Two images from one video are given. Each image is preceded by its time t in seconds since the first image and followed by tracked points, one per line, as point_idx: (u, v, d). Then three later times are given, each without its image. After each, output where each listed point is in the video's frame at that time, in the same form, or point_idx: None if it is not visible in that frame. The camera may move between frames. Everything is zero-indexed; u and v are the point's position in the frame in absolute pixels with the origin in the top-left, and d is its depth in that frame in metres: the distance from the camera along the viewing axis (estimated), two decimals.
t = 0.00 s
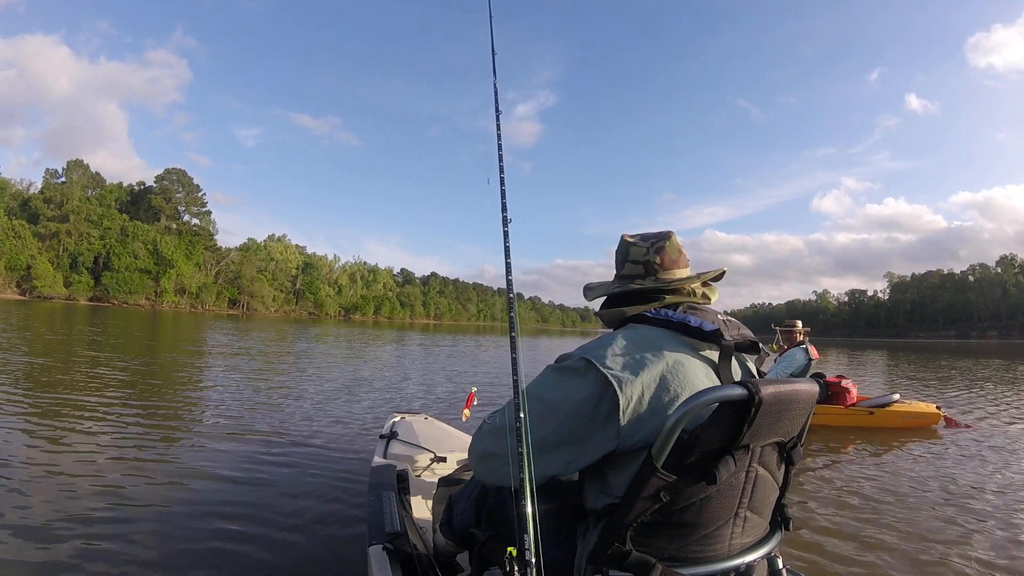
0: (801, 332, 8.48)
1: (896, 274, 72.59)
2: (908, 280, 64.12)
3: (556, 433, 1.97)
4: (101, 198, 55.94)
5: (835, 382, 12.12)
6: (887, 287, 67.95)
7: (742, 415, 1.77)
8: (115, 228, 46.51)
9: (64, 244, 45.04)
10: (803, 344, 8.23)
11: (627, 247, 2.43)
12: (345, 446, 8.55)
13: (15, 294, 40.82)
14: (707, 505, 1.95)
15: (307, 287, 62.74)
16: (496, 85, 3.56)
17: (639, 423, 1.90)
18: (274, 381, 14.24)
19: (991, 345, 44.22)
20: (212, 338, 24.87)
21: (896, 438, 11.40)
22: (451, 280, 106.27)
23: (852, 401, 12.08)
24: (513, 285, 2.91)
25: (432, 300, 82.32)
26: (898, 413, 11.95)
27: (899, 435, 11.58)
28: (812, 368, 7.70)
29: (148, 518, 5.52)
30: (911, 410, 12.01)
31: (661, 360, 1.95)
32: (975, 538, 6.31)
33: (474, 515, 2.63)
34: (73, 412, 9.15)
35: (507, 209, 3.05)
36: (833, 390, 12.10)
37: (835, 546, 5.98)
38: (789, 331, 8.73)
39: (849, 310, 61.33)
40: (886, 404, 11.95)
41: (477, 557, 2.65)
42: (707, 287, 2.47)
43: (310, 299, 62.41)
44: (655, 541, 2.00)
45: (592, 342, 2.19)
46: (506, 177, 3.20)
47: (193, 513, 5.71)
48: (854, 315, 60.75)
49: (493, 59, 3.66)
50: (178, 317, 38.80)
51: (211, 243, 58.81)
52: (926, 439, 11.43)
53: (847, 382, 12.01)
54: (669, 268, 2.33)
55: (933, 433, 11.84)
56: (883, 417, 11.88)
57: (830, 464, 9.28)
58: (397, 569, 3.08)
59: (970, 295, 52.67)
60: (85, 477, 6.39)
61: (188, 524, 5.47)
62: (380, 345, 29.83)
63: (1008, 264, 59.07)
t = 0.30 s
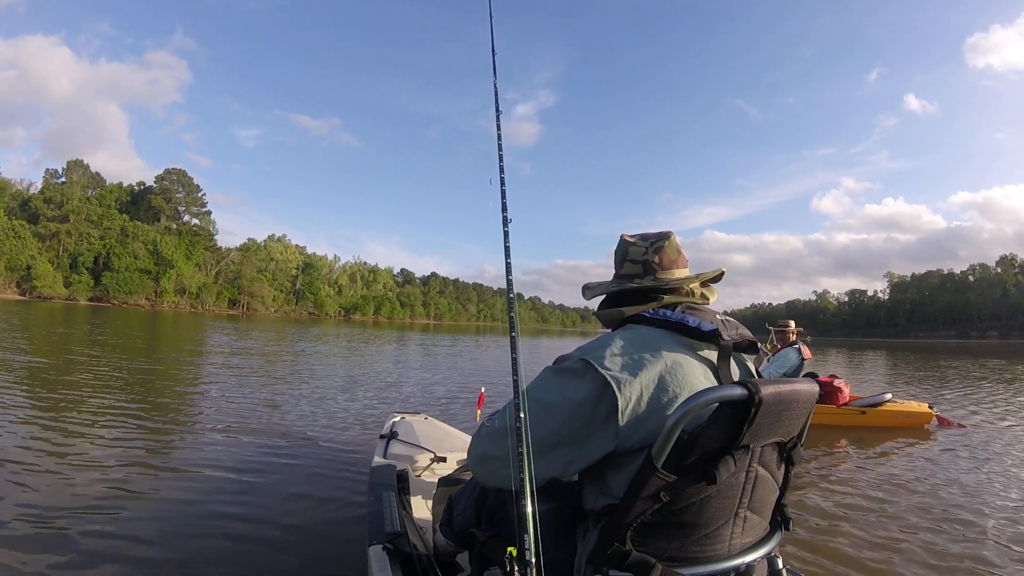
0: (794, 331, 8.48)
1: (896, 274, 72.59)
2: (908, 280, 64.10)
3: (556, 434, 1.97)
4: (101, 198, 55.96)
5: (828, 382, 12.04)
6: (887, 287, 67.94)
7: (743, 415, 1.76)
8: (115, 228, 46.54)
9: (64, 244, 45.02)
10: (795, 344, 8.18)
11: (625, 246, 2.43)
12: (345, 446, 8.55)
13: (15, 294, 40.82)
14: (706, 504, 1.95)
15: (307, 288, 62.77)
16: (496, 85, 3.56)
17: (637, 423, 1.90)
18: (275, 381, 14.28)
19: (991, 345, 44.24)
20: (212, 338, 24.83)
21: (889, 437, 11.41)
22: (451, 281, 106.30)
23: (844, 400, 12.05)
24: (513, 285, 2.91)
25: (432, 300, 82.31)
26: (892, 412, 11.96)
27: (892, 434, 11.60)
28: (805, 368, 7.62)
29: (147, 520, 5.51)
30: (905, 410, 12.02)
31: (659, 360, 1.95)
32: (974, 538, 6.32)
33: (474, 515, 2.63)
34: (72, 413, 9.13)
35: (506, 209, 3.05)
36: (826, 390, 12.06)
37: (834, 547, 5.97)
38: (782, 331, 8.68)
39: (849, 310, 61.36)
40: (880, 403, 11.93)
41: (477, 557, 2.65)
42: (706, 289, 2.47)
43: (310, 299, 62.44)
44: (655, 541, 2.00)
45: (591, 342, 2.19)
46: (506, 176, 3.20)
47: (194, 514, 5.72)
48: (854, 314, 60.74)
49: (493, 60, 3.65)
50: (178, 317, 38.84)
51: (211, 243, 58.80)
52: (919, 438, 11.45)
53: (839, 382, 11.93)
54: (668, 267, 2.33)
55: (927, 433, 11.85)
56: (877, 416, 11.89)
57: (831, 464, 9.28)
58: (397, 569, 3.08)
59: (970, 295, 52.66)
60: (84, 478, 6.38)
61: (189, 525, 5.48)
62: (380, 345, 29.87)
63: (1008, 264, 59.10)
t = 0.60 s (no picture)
0: (786, 333, 8.48)
1: (896, 276, 72.57)
2: (908, 281, 64.09)
3: (555, 437, 1.97)
4: (101, 197, 55.92)
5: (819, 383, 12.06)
6: (888, 288, 67.94)
7: (742, 416, 1.77)
8: (115, 227, 46.52)
9: (64, 242, 45.00)
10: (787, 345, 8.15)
11: (620, 247, 2.44)
12: (345, 446, 8.55)
13: (15, 292, 40.80)
14: (706, 504, 1.95)
15: (307, 287, 62.77)
16: (495, 84, 3.56)
17: (634, 425, 1.90)
18: (276, 379, 14.32)
19: (991, 347, 44.29)
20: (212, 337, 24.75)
21: (881, 438, 11.42)
22: (451, 281, 106.33)
23: (836, 401, 12.08)
24: (513, 285, 2.92)
25: (432, 300, 82.30)
26: (882, 413, 11.97)
27: (883, 435, 11.61)
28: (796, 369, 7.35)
29: (147, 518, 5.50)
30: (895, 411, 12.03)
31: (656, 361, 1.95)
32: (974, 541, 6.33)
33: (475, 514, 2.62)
34: (72, 411, 9.11)
35: (506, 209, 3.05)
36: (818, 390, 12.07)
37: (834, 550, 5.97)
38: (773, 333, 8.66)
39: (849, 311, 61.33)
40: (869, 405, 11.97)
41: (478, 557, 2.66)
42: (700, 288, 2.48)
43: (310, 298, 62.45)
44: (655, 541, 2.00)
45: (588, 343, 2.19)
46: (505, 177, 3.20)
47: (193, 513, 5.71)
48: (854, 316, 60.73)
49: (493, 59, 3.64)
50: (178, 316, 38.87)
51: (212, 242, 58.75)
52: (912, 439, 11.47)
53: (830, 383, 11.96)
54: (663, 267, 2.34)
55: (917, 433, 11.87)
56: (867, 417, 11.92)
57: (831, 466, 9.28)
58: (397, 569, 3.09)
59: (970, 297, 52.65)
60: (84, 476, 6.39)
61: (188, 524, 5.48)
62: (380, 344, 29.88)
63: (1008, 266, 59.12)
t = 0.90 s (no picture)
0: (778, 332, 8.43)
1: (896, 275, 72.60)
2: (908, 281, 64.11)
3: (554, 440, 1.97)
4: (101, 197, 55.89)
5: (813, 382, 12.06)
6: (888, 288, 67.95)
7: (741, 416, 1.77)
8: (115, 227, 46.51)
9: (64, 243, 44.98)
10: (779, 344, 8.09)
11: (617, 247, 2.44)
12: (345, 446, 8.55)
13: (15, 292, 40.77)
14: (706, 504, 1.95)
15: (307, 287, 62.79)
16: (496, 84, 3.56)
17: (632, 425, 1.90)
18: (275, 379, 14.36)
19: (991, 346, 44.28)
20: (212, 337, 24.77)
21: (873, 437, 11.44)
22: (451, 281, 106.35)
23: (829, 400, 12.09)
24: (512, 285, 2.91)
25: (432, 300, 82.25)
26: (875, 412, 11.99)
27: (875, 433, 11.63)
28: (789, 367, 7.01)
29: (148, 521, 5.51)
30: (887, 409, 12.06)
31: (653, 363, 1.95)
32: (973, 542, 6.35)
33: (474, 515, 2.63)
34: (74, 411, 9.13)
35: (506, 209, 3.05)
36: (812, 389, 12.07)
37: (834, 551, 5.97)
38: (766, 331, 8.59)
39: (849, 311, 61.32)
40: (862, 403, 11.99)
41: (479, 557, 2.66)
42: (699, 288, 2.48)
43: (310, 298, 62.47)
44: (655, 541, 2.00)
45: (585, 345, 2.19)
46: (505, 176, 3.19)
47: (193, 514, 5.72)
48: (854, 315, 60.75)
49: (492, 58, 3.63)
50: (178, 316, 38.86)
51: (212, 242, 58.73)
52: (905, 438, 11.51)
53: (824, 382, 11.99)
54: (661, 266, 2.33)
55: (910, 432, 11.90)
56: (859, 416, 11.95)
57: (831, 465, 9.28)
58: (397, 569, 3.09)
59: (970, 296, 52.68)
60: (85, 476, 6.44)
61: (189, 525, 5.49)
62: (380, 344, 29.91)
63: (1008, 266, 59.07)
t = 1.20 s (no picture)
0: (771, 332, 8.38)
1: (896, 274, 72.67)
2: (908, 279, 64.16)
3: (555, 443, 1.97)
4: (100, 199, 55.90)
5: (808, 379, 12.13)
6: (887, 286, 68.05)
7: (743, 415, 1.76)
8: (115, 228, 46.52)
9: (63, 244, 44.94)
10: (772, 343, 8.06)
11: (616, 244, 2.46)
12: (345, 447, 8.54)
13: (15, 294, 40.83)
14: (706, 505, 1.95)
15: (307, 287, 62.81)
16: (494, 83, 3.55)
17: (633, 427, 1.90)
18: (275, 380, 14.38)
19: (991, 345, 44.33)
20: (212, 338, 24.82)
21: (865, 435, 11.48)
22: (451, 281, 106.41)
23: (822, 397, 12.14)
24: (512, 285, 2.91)
25: (431, 300, 82.20)
26: (867, 410, 11.99)
27: (865, 431, 11.67)
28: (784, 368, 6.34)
29: (149, 521, 5.50)
30: (880, 407, 12.05)
31: (652, 365, 1.95)
32: (972, 540, 6.35)
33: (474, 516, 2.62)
34: (72, 413, 9.10)
35: (506, 208, 3.04)
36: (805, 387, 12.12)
37: (835, 548, 5.98)
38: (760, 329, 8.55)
39: (849, 309, 61.39)
40: (854, 401, 11.97)
41: (479, 558, 2.66)
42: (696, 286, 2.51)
43: (310, 298, 62.51)
44: (656, 541, 2.00)
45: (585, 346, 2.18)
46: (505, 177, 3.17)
47: (193, 514, 5.72)
48: (854, 314, 60.81)
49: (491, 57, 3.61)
50: (178, 317, 38.89)
51: (211, 243, 58.71)
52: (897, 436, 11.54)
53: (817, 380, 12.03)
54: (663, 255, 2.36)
55: (900, 430, 11.92)
56: (851, 415, 11.97)
57: (831, 463, 9.29)
58: (397, 569, 3.08)
59: (970, 294, 52.77)
60: (86, 476, 6.46)
61: (188, 525, 5.49)
62: (380, 344, 29.94)
63: (1007, 264, 59.15)
